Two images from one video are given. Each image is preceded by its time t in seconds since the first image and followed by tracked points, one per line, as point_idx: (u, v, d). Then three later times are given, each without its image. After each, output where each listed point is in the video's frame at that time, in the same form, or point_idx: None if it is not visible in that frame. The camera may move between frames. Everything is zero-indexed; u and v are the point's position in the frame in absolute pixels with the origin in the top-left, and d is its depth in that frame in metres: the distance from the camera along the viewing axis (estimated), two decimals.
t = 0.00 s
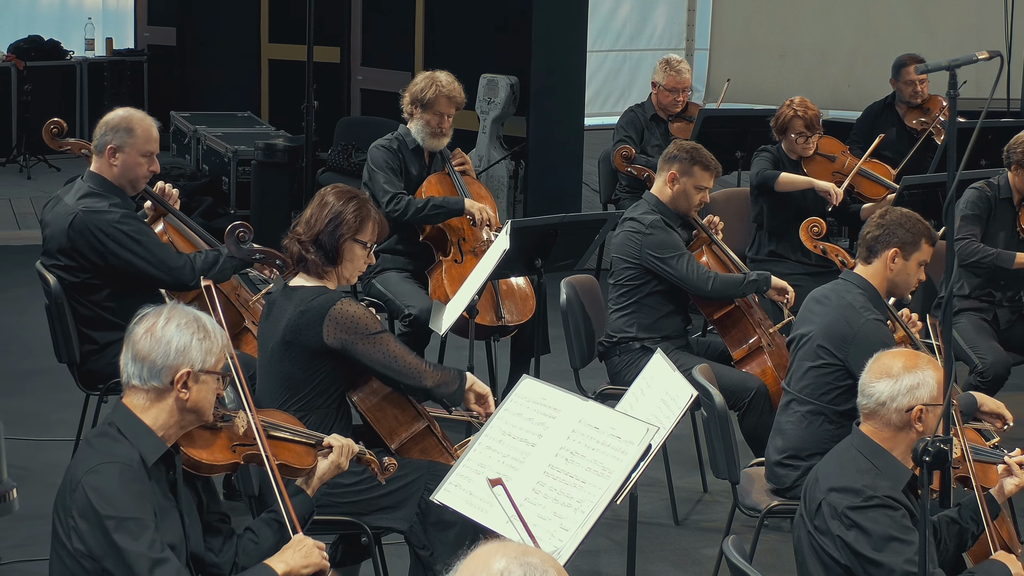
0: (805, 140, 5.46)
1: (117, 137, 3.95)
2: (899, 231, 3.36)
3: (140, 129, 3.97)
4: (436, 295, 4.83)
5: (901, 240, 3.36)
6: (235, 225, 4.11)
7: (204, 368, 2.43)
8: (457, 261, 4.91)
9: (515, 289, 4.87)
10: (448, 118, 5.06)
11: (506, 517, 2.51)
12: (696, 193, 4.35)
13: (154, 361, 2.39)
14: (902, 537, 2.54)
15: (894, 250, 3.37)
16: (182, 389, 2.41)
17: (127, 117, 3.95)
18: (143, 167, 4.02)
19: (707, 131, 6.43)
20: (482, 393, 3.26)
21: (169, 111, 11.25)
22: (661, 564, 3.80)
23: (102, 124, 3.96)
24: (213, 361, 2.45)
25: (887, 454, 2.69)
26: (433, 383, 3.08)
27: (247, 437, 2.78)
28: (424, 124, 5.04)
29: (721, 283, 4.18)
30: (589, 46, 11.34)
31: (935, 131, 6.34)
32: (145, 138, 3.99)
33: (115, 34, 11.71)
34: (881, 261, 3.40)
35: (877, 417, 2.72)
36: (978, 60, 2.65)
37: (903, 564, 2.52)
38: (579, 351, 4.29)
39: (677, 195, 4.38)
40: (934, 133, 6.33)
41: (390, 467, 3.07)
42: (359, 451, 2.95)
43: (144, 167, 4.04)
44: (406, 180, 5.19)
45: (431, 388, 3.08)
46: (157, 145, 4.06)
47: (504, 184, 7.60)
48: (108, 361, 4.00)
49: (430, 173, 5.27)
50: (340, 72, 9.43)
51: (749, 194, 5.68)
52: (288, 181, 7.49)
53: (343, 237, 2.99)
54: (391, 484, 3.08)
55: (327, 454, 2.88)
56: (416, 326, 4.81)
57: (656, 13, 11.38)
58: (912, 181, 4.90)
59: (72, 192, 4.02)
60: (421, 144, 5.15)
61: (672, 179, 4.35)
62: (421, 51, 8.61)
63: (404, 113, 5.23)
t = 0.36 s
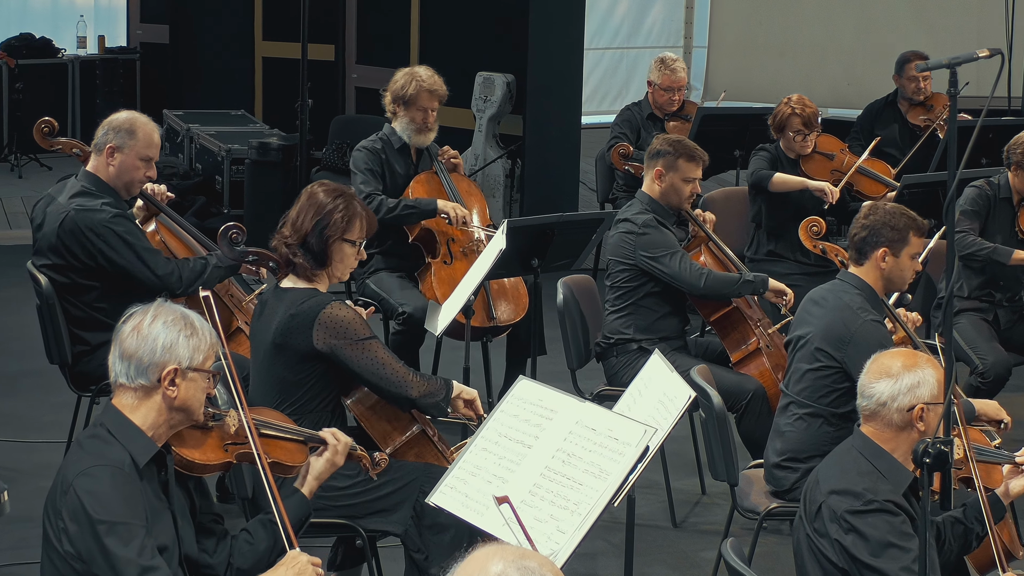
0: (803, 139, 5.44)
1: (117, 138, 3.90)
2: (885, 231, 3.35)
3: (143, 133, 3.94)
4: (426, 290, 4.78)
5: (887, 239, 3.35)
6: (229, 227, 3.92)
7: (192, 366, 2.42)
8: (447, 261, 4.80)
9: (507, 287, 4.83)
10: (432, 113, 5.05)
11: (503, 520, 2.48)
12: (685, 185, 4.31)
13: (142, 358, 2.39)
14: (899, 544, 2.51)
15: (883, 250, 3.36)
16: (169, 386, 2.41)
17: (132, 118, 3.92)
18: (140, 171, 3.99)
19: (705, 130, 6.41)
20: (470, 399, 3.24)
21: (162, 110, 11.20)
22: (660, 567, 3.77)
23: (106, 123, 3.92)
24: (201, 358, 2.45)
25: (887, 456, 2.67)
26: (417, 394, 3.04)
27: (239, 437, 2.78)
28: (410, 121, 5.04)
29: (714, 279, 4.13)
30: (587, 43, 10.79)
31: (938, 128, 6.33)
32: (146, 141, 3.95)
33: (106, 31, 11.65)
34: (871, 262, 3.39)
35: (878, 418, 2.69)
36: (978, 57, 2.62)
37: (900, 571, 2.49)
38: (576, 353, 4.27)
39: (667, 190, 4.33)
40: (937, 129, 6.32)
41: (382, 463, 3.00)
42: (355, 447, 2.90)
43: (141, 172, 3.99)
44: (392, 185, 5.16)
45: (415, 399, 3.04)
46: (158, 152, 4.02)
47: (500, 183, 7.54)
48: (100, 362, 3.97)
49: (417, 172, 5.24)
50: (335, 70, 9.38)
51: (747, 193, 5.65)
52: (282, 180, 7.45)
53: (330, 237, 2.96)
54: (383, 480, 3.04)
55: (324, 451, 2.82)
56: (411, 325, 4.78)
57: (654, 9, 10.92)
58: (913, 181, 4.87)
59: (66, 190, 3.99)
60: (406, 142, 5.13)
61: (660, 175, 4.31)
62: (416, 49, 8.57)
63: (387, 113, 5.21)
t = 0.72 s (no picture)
0: (801, 136, 5.41)
1: (112, 137, 3.85)
2: (869, 234, 3.32)
3: (137, 132, 3.87)
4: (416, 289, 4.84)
5: (871, 242, 3.32)
6: (225, 227, 4.02)
7: (185, 368, 2.40)
8: (434, 263, 4.76)
9: (497, 286, 4.78)
10: (406, 108, 5.03)
11: (499, 522, 2.44)
12: (676, 184, 4.26)
13: (134, 359, 2.36)
14: (896, 549, 2.48)
15: (869, 252, 3.33)
16: (162, 388, 2.39)
17: (127, 117, 3.87)
18: (134, 170, 3.92)
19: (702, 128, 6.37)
20: (480, 412, 3.19)
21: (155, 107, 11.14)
22: (657, 570, 3.74)
23: (101, 121, 3.87)
24: (195, 360, 2.43)
25: (887, 457, 2.64)
26: (403, 393, 2.96)
27: (231, 438, 2.75)
28: (384, 119, 5.01)
29: (697, 276, 4.08)
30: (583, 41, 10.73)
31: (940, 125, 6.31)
32: (141, 141, 3.88)
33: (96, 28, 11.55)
34: (861, 266, 3.37)
35: (877, 419, 2.67)
36: (979, 54, 2.59)
37: None
38: (573, 353, 4.25)
39: (659, 190, 4.29)
40: (939, 126, 6.30)
41: (371, 462, 2.99)
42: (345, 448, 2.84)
43: (136, 172, 3.93)
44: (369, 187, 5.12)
45: (400, 398, 2.96)
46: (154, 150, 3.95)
47: (496, 182, 7.48)
48: (92, 363, 3.93)
49: (399, 170, 5.18)
50: (330, 68, 9.33)
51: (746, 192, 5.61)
52: (276, 179, 7.40)
53: (310, 242, 2.92)
54: (374, 481, 3.03)
55: (315, 455, 2.74)
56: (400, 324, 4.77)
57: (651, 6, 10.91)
58: (913, 179, 4.84)
59: (57, 189, 3.95)
60: (384, 141, 5.09)
61: (649, 176, 4.28)
62: (411, 47, 8.53)
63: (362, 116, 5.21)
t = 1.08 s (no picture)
0: (799, 135, 5.39)
1: (100, 134, 3.82)
2: (857, 239, 3.31)
3: (126, 128, 3.85)
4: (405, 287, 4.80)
5: (860, 247, 3.30)
6: (221, 228, 3.73)
7: (179, 371, 2.39)
8: (424, 265, 4.71)
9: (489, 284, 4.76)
10: (392, 111, 4.99)
11: (495, 524, 2.41)
12: (670, 187, 4.25)
13: (128, 361, 2.35)
14: (893, 554, 2.45)
15: (858, 258, 3.32)
16: (155, 391, 2.38)
17: (114, 114, 3.83)
18: (125, 167, 3.90)
19: (700, 127, 6.35)
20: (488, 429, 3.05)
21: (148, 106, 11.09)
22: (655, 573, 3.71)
23: (88, 119, 3.84)
24: (189, 363, 2.42)
25: (887, 458, 2.61)
26: (383, 391, 2.88)
27: (226, 441, 2.71)
28: (370, 122, 4.98)
29: (676, 280, 4.05)
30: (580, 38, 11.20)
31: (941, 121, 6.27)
32: (130, 137, 3.86)
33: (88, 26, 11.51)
34: (853, 272, 3.35)
35: (876, 421, 2.64)
36: (980, 52, 2.56)
37: None
38: (569, 354, 4.22)
39: (652, 192, 4.27)
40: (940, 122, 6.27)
41: (369, 467, 2.96)
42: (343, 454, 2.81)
43: (127, 167, 3.91)
44: (353, 188, 5.09)
45: (381, 395, 2.89)
46: (144, 147, 3.93)
47: (492, 180, 7.53)
48: (84, 364, 3.90)
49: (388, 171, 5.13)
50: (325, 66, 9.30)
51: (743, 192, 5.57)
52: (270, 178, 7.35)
53: (299, 247, 2.88)
54: (369, 484, 3.01)
55: (314, 463, 2.72)
56: (389, 323, 4.74)
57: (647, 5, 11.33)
58: (913, 178, 4.82)
59: (47, 188, 3.92)
60: (370, 144, 5.05)
61: (642, 179, 4.26)
62: (406, 45, 8.50)
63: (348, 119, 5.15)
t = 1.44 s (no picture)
0: (798, 134, 5.35)
1: (70, 132, 3.80)
2: (848, 245, 3.29)
3: (89, 116, 3.82)
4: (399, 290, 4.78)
5: (852, 253, 3.29)
6: (214, 227, 3.62)
7: (174, 374, 2.38)
8: (418, 265, 4.69)
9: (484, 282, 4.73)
10: (380, 106, 4.96)
11: (491, 527, 2.38)
12: (666, 189, 4.20)
13: (122, 363, 2.34)
14: (892, 558, 2.42)
15: (852, 264, 3.30)
16: (149, 393, 2.36)
17: (71, 106, 3.80)
18: (101, 154, 3.88)
19: (696, 126, 6.32)
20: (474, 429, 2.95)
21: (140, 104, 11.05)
22: None
23: (48, 119, 3.81)
24: (183, 365, 2.41)
25: (885, 459, 2.58)
26: (360, 385, 2.84)
27: (220, 445, 2.68)
28: (358, 119, 4.95)
29: (659, 277, 4.01)
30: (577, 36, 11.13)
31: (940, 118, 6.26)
32: (96, 124, 3.84)
33: (80, 24, 11.48)
34: (846, 279, 3.32)
35: (875, 422, 2.61)
36: (980, 50, 2.53)
37: None
38: (566, 354, 4.19)
39: (649, 194, 4.23)
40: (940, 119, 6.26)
41: (367, 471, 2.88)
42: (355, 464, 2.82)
43: (104, 152, 3.90)
44: (341, 186, 5.06)
45: (358, 390, 2.83)
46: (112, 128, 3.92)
47: (488, 180, 7.32)
48: (76, 365, 3.86)
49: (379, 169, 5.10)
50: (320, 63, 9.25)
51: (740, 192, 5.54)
52: (263, 177, 7.31)
53: (293, 249, 2.85)
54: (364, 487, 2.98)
55: (324, 467, 2.72)
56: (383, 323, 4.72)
57: (644, 1, 11.30)
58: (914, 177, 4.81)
59: (29, 190, 3.91)
60: (360, 141, 5.02)
61: (639, 180, 4.21)
62: (401, 43, 8.47)
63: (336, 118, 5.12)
